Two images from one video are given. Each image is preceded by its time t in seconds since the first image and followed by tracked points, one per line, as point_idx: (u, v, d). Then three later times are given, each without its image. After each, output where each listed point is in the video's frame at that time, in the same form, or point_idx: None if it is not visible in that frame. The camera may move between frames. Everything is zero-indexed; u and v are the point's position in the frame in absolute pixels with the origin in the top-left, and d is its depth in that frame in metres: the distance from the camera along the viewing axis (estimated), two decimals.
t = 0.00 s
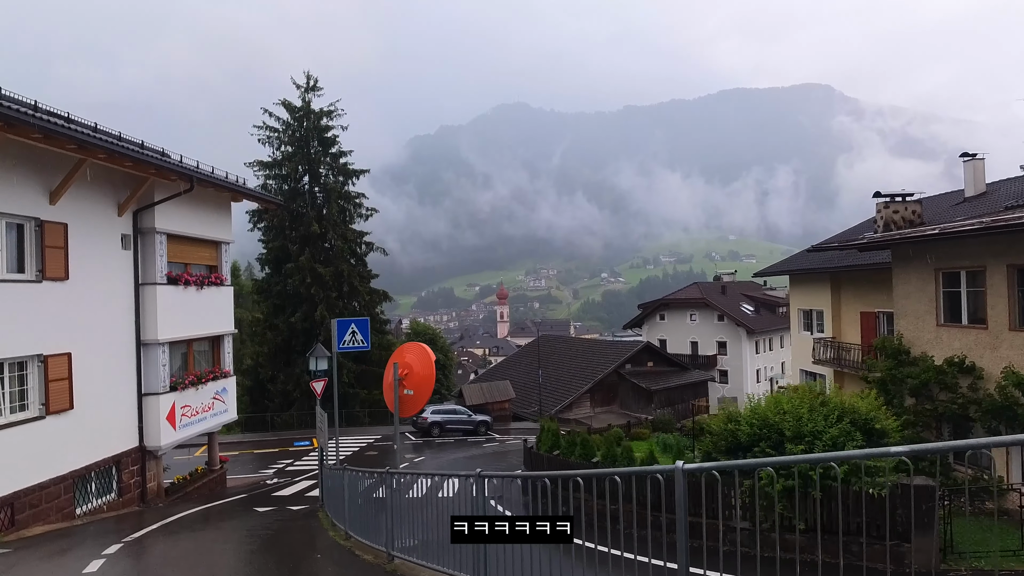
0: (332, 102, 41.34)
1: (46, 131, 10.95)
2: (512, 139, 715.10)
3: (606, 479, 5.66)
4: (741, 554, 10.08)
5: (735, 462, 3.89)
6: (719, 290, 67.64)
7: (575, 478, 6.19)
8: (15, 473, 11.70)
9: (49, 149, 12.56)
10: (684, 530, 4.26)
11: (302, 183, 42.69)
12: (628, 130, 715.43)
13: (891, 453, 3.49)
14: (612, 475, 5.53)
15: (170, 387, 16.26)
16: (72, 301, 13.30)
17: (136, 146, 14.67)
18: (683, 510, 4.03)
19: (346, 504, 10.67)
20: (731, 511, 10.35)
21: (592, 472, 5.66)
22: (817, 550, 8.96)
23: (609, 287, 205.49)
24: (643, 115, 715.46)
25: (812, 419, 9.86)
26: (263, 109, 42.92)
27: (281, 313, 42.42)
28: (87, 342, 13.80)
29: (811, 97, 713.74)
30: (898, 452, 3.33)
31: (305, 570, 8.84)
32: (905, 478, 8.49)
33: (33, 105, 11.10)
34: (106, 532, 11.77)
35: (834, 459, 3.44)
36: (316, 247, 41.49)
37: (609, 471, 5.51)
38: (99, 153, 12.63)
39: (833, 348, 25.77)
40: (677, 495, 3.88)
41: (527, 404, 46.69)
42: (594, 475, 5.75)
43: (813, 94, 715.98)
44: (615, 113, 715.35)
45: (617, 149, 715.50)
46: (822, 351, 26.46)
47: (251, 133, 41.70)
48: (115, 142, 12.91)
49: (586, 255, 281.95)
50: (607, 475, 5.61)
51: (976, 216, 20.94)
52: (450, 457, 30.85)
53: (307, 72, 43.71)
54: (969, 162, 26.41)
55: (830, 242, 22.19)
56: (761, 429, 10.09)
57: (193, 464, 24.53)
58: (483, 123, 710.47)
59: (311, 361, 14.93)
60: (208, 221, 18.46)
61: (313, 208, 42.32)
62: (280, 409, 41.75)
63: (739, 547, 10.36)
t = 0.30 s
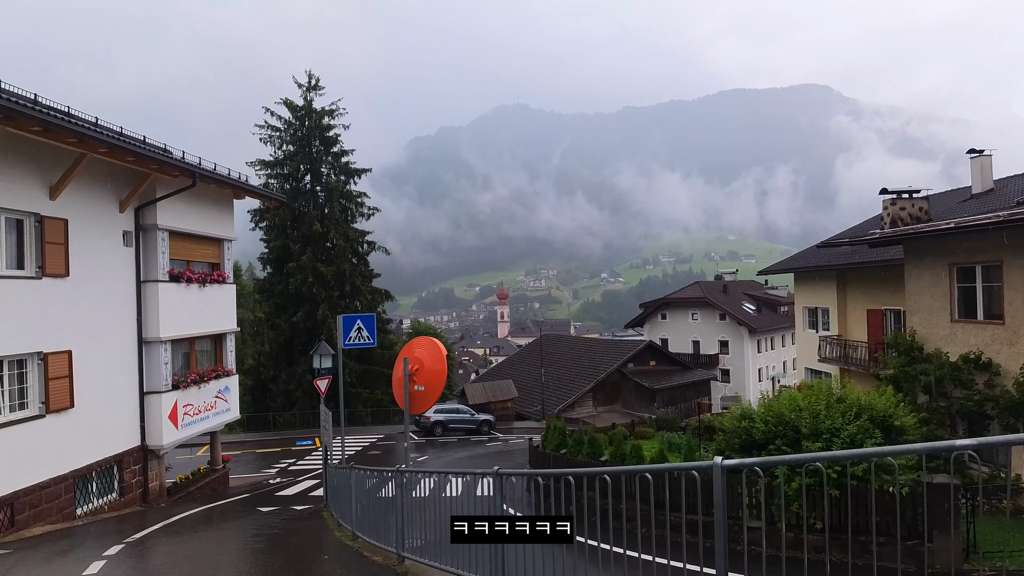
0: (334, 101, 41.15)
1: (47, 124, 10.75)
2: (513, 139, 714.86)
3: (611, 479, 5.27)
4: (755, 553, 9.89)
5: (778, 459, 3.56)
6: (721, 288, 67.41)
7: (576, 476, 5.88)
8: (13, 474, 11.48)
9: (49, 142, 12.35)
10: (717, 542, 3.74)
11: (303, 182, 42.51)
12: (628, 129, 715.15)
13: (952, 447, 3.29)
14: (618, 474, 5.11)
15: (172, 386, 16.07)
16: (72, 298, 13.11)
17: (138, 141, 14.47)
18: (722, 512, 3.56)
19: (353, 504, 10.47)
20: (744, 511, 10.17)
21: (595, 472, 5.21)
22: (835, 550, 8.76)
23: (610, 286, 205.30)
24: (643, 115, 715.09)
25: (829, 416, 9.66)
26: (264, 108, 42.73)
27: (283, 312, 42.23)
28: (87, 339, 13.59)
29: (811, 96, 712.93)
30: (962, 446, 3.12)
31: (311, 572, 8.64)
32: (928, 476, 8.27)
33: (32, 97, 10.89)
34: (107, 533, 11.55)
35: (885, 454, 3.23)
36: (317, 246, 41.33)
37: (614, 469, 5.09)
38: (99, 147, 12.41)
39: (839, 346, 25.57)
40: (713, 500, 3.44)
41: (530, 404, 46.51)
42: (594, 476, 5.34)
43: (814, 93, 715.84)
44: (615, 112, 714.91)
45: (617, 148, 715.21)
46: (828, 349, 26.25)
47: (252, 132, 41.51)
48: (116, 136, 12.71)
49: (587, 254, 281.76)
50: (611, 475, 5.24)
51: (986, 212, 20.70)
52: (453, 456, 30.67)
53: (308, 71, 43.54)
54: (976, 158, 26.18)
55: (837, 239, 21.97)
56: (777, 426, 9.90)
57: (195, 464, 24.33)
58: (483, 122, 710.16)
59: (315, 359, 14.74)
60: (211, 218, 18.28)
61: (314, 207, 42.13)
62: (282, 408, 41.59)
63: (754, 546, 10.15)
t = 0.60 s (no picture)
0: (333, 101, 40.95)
1: (42, 119, 10.55)
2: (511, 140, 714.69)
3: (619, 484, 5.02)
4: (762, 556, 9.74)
5: (817, 466, 3.33)
6: (720, 289, 67.32)
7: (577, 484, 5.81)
8: (8, 476, 11.28)
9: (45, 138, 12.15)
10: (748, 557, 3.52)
11: (303, 182, 42.32)
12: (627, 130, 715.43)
13: (999, 453, 3.14)
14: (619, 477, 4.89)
15: (170, 386, 15.90)
16: (69, 297, 12.93)
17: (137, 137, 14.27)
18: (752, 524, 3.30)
19: (355, 506, 10.28)
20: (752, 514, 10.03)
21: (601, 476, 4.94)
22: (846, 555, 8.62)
23: (608, 287, 205.18)
24: (642, 116, 715.49)
25: (840, 418, 9.50)
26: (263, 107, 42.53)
27: (281, 312, 42.01)
28: (84, 339, 13.40)
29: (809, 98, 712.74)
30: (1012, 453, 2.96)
31: None
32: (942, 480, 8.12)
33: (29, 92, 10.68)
34: (104, 536, 11.37)
35: (929, 460, 3.06)
36: (317, 246, 41.14)
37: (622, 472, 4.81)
38: (97, 144, 12.20)
39: (841, 347, 25.43)
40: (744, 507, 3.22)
41: (530, 404, 46.36)
42: (599, 481, 5.03)
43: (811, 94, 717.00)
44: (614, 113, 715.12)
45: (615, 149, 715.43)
46: (829, 350, 26.10)
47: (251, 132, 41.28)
48: (113, 132, 12.51)
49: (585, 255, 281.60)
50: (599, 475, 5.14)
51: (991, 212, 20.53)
52: (453, 458, 30.50)
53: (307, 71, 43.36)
54: (978, 159, 26.02)
55: (841, 240, 21.81)
56: (787, 428, 9.74)
57: (193, 465, 24.11)
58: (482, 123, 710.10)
59: (316, 360, 14.56)
60: (210, 217, 18.09)
61: (313, 207, 41.92)
62: (281, 409, 41.41)
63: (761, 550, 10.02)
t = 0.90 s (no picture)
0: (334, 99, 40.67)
1: (38, 109, 10.26)
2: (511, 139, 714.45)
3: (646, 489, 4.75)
4: (776, 559, 9.48)
5: (873, 469, 3.05)
6: (721, 289, 67.09)
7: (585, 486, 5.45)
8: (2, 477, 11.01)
9: (42, 130, 11.89)
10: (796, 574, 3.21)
11: (303, 180, 42.08)
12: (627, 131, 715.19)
13: None
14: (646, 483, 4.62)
15: (169, 384, 15.64)
16: (65, 293, 12.67)
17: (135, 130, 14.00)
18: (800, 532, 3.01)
19: (358, 508, 10.00)
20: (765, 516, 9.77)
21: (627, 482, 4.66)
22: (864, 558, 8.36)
23: (607, 288, 204.88)
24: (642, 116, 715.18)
25: (859, 418, 9.25)
26: (264, 105, 42.29)
27: (281, 311, 41.73)
28: (81, 336, 13.12)
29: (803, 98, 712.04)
30: None
31: None
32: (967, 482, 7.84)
33: (25, 82, 10.41)
34: (100, 538, 11.11)
35: (994, 463, 2.80)
36: (317, 244, 40.88)
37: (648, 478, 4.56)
38: (95, 136, 11.94)
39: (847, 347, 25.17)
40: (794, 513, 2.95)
41: (531, 404, 46.11)
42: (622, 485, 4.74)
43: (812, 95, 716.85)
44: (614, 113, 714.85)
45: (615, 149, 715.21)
46: (834, 349, 25.82)
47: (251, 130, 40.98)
48: (111, 124, 12.22)
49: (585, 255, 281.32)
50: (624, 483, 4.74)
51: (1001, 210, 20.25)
52: (455, 457, 30.25)
53: (308, 69, 43.09)
54: (985, 157, 25.73)
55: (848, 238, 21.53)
56: (803, 428, 9.49)
57: (192, 465, 23.82)
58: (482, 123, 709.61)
59: (317, 358, 14.31)
60: (210, 213, 17.82)
61: (314, 206, 41.65)
62: (281, 408, 41.17)
63: (776, 554, 9.74)
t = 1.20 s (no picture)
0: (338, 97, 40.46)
1: (41, 100, 10.06)
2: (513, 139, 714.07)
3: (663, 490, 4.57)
4: (794, 561, 9.29)
5: (939, 469, 2.89)
6: (724, 290, 66.88)
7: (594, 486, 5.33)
8: (3, 474, 10.82)
9: (45, 122, 11.70)
10: None
11: (306, 178, 41.87)
12: (629, 130, 714.73)
13: None
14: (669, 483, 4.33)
15: (172, 381, 15.47)
16: (68, 288, 12.49)
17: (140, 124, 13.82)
18: (864, 534, 2.81)
19: (367, 508, 9.81)
20: (781, 517, 9.59)
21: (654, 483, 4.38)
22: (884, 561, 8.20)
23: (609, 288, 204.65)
24: (644, 116, 714.60)
25: (880, 416, 9.09)
26: (268, 103, 42.14)
27: (284, 309, 41.57)
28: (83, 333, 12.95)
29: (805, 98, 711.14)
30: None
31: None
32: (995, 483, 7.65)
33: (28, 72, 10.21)
34: (103, 537, 10.91)
35: None
36: (320, 243, 40.73)
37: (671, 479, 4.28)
38: (99, 129, 11.75)
39: (855, 346, 24.94)
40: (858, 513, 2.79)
41: (534, 404, 45.89)
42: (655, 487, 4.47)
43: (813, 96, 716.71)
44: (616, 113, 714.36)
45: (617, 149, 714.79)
46: (842, 349, 25.60)
47: (255, 128, 40.84)
48: (116, 117, 12.06)
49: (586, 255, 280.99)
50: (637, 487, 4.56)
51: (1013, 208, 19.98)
52: (458, 457, 30.03)
53: (311, 67, 42.94)
54: (995, 156, 25.47)
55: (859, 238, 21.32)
56: (821, 427, 9.36)
57: (195, 463, 23.65)
58: (484, 122, 709.31)
59: (322, 355, 14.13)
60: (214, 209, 17.65)
61: (317, 204, 41.49)
62: (283, 407, 41.00)
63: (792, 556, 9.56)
